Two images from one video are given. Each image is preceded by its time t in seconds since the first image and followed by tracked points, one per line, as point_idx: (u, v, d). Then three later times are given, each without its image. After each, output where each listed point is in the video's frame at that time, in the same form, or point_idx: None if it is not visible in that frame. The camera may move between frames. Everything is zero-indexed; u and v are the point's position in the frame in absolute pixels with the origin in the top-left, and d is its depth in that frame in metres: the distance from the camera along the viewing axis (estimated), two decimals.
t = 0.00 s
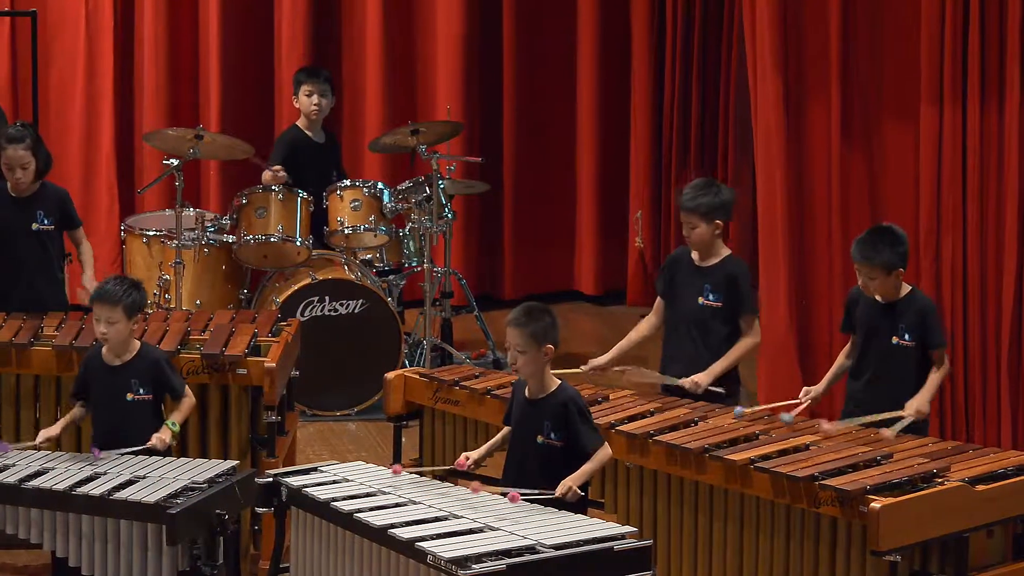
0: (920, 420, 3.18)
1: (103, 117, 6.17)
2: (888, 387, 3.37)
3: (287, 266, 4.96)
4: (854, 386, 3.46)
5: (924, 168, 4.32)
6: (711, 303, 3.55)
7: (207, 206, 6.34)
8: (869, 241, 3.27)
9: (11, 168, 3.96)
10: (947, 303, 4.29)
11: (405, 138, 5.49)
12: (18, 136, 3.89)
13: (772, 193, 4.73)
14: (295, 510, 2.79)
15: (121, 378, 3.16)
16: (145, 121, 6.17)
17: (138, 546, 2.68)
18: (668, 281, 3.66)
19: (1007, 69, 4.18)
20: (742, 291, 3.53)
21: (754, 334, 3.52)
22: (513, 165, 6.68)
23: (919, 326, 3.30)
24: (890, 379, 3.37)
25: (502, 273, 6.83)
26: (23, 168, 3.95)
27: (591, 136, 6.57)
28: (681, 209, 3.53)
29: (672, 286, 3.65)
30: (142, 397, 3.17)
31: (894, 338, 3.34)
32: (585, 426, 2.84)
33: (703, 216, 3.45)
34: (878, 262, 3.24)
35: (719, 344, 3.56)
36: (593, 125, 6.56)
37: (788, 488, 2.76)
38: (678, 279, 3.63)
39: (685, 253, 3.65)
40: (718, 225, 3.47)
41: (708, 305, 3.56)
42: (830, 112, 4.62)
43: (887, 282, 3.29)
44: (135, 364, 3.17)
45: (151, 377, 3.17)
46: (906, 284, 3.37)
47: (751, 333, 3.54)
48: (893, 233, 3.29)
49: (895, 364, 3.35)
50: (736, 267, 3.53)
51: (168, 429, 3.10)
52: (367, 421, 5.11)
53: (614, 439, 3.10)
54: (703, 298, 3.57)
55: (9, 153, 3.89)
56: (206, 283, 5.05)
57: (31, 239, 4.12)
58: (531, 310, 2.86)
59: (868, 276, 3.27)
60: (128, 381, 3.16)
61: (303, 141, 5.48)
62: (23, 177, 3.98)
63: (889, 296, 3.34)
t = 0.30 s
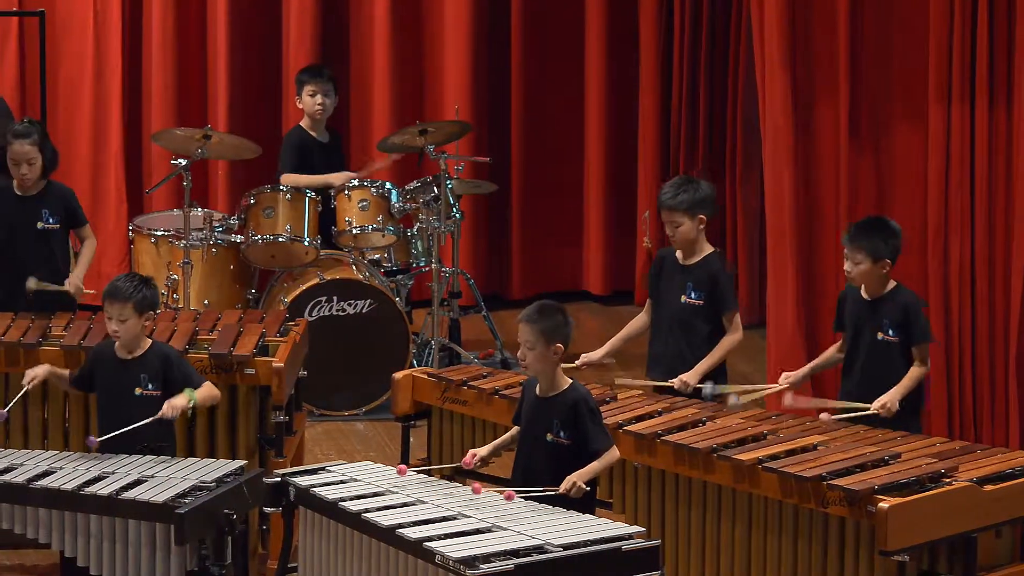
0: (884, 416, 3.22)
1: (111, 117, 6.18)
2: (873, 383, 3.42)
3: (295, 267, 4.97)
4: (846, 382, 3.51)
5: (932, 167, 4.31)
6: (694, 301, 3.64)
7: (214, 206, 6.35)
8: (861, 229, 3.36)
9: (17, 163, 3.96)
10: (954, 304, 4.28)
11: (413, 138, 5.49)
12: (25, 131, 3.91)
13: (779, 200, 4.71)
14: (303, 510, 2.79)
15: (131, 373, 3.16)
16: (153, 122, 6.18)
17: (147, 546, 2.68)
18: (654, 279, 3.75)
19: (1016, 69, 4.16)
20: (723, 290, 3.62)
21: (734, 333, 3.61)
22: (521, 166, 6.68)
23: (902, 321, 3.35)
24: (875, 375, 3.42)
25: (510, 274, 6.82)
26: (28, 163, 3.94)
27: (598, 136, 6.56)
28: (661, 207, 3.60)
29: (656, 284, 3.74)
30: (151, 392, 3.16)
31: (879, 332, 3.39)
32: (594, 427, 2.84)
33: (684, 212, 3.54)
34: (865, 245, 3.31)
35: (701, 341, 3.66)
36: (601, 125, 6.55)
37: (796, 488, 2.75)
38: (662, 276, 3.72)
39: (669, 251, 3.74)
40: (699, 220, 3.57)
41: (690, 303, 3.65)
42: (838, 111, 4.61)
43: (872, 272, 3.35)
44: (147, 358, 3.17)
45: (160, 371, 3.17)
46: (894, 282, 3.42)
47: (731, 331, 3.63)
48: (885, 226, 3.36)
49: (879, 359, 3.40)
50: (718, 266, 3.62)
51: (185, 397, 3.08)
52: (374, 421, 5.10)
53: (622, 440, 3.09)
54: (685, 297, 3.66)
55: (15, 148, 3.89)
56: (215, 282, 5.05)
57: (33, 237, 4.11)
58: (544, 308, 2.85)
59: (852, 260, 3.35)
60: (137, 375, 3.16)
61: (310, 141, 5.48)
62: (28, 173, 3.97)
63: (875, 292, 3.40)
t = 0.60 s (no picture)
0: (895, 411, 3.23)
1: (126, 117, 6.19)
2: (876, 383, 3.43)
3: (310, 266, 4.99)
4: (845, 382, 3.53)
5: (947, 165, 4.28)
6: (696, 303, 3.66)
7: (229, 206, 6.35)
8: (846, 229, 3.37)
9: (33, 165, 3.97)
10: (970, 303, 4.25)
11: (427, 138, 5.48)
12: (40, 132, 3.92)
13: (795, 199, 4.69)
14: (318, 510, 2.78)
15: (142, 376, 3.16)
16: (168, 122, 6.18)
17: (162, 546, 2.68)
18: (657, 279, 3.77)
19: None
20: (725, 290, 3.63)
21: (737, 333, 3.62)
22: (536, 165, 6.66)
23: (897, 319, 3.37)
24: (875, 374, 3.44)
25: (525, 274, 6.81)
26: (43, 164, 3.95)
27: (613, 136, 6.54)
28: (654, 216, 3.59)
29: (660, 286, 3.77)
30: (162, 395, 3.16)
31: (875, 330, 3.41)
32: (606, 428, 2.81)
33: (670, 223, 3.55)
34: (851, 246, 3.32)
35: (707, 342, 3.67)
36: (616, 124, 6.53)
37: (812, 488, 2.73)
38: (665, 279, 3.75)
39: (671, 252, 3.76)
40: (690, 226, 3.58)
41: (693, 304, 3.67)
42: (853, 110, 4.58)
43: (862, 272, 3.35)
44: (157, 360, 3.17)
45: (170, 374, 3.17)
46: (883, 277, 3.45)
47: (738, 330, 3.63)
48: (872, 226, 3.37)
49: (876, 357, 3.42)
50: (719, 267, 3.63)
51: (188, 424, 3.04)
52: (389, 421, 5.09)
53: (637, 440, 3.07)
54: (688, 299, 3.68)
55: (30, 148, 3.91)
56: (230, 282, 5.06)
57: (53, 238, 4.13)
58: (555, 311, 2.84)
59: (840, 261, 3.34)
60: (148, 378, 3.16)
61: (325, 141, 5.48)
62: (44, 174, 3.98)
63: (867, 290, 3.43)
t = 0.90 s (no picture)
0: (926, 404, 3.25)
1: (143, 117, 6.20)
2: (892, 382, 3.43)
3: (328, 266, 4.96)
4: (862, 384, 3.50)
5: (965, 164, 4.25)
6: (709, 301, 3.64)
7: (247, 206, 6.36)
8: (853, 250, 3.32)
9: (57, 167, 3.98)
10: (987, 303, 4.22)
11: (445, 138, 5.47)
12: (63, 135, 3.92)
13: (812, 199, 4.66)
14: (334, 509, 2.78)
15: (158, 377, 3.16)
16: (185, 122, 6.19)
17: (178, 546, 2.67)
18: (669, 279, 3.75)
19: None
20: (739, 290, 3.61)
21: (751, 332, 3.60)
22: (553, 165, 6.65)
23: (921, 318, 3.36)
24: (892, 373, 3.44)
25: (542, 274, 6.79)
26: (69, 167, 3.96)
27: (629, 136, 6.53)
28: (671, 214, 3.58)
29: (671, 283, 3.75)
30: (178, 396, 3.15)
31: (898, 332, 3.39)
32: (623, 428, 2.80)
33: (692, 217, 3.52)
34: (865, 268, 3.28)
35: (717, 340, 3.66)
36: (633, 123, 6.52)
37: (828, 489, 2.71)
38: (676, 277, 3.73)
39: (683, 251, 3.74)
40: (709, 223, 3.56)
41: (706, 303, 3.65)
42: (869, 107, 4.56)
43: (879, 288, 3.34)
44: (171, 361, 3.17)
45: (184, 375, 3.16)
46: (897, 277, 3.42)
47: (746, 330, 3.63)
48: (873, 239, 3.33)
49: (902, 358, 3.41)
50: (733, 267, 3.61)
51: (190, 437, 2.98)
52: (406, 421, 5.09)
53: (654, 439, 3.05)
54: (701, 297, 3.66)
55: (55, 152, 3.91)
56: (246, 282, 5.06)
57: (80, 240, 4.13)
58: (571, 311, 2.82)
59: (859, 284, 3.31)
60: (165, 379, 3.16)
61: (342, 141, 5.47)
62: (70, 177, 3.99)
63: (885, 296, 3.40)
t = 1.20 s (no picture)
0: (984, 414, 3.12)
1: (160, 118, 6.22)
2: (907, 380, 3.41)
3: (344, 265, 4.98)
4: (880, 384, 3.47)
5: (981, 163, 4.21)
6: (728, 301, 3.62)
7: (263, 206, 6.37)
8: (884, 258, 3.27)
9: (91, 167, 3.95)
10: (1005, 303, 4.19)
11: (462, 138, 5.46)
12: (94, 136, 3.87)
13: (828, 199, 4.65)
14: (351, 509, 2.77)
15: (180, 376, 3.16)
16: (202, 122, 6.21)
17: (196, 546, 2.67)
18: (687, 278, 3.74)
19: None
20: (757, 290, 3.59)
21: (769, 333, 3.57)
22: (570, 165, 6.64)
23: (956, 323, 3.28)
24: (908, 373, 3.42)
25: (559, 274, 6.78)
26: (103, 167, 3.93)
27: (646, 135, 6.51)
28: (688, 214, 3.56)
29: (690, 284, 3.73)
30: (202, 394, 3.17)
31: (933, 338, 3.31)
32: (639, 427, 2.78)
33: (713, 218, 3.50)
34: (903, 277, 3.20)
35: (735, 341, 3.64)
36: (650, 122, 6.50)
37: (845, 489, 2.69)
38: (694, 277, 3.71)
39: (701, 251, 3.72)
40: (729, 223, 3.55)
41: (724, 303, 3.63)
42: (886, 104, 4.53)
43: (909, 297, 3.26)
44: (195, 359, 3.18)
45: (210, 372, 3.18)
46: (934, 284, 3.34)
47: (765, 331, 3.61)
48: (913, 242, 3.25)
49: (936, 365, 3.32)
50: (751, 267, 3.59)
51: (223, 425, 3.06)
52: (423, 421, 5.08)
53: (671, 439, 3.03)
54: (719, 298, 3.64)
55: (88, 153, 3.88)
56: (263, 282, 5.06)
57: (107, 240, 4.09)
58: (580, 314, 2.80)
59: (898, 291, 3.23)
60: (187, 379, 3.16)
61: (358, 142, 5.48)
62: (104, 177, 3.97)
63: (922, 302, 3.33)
